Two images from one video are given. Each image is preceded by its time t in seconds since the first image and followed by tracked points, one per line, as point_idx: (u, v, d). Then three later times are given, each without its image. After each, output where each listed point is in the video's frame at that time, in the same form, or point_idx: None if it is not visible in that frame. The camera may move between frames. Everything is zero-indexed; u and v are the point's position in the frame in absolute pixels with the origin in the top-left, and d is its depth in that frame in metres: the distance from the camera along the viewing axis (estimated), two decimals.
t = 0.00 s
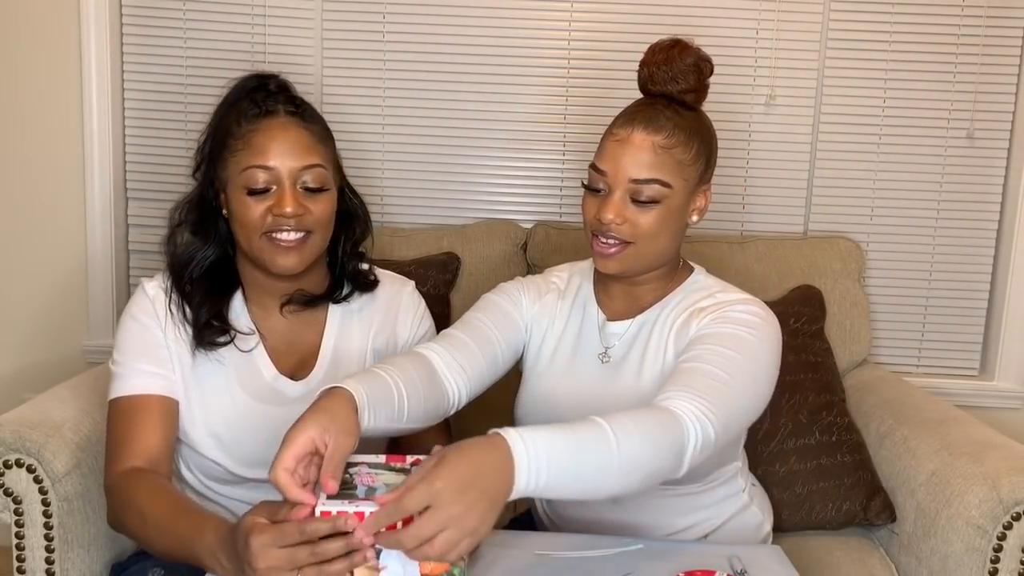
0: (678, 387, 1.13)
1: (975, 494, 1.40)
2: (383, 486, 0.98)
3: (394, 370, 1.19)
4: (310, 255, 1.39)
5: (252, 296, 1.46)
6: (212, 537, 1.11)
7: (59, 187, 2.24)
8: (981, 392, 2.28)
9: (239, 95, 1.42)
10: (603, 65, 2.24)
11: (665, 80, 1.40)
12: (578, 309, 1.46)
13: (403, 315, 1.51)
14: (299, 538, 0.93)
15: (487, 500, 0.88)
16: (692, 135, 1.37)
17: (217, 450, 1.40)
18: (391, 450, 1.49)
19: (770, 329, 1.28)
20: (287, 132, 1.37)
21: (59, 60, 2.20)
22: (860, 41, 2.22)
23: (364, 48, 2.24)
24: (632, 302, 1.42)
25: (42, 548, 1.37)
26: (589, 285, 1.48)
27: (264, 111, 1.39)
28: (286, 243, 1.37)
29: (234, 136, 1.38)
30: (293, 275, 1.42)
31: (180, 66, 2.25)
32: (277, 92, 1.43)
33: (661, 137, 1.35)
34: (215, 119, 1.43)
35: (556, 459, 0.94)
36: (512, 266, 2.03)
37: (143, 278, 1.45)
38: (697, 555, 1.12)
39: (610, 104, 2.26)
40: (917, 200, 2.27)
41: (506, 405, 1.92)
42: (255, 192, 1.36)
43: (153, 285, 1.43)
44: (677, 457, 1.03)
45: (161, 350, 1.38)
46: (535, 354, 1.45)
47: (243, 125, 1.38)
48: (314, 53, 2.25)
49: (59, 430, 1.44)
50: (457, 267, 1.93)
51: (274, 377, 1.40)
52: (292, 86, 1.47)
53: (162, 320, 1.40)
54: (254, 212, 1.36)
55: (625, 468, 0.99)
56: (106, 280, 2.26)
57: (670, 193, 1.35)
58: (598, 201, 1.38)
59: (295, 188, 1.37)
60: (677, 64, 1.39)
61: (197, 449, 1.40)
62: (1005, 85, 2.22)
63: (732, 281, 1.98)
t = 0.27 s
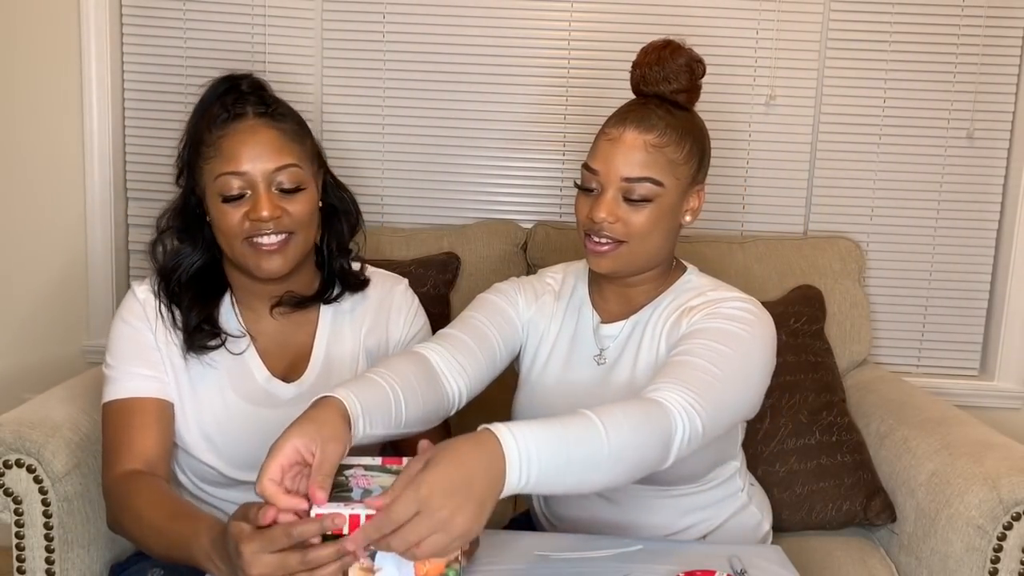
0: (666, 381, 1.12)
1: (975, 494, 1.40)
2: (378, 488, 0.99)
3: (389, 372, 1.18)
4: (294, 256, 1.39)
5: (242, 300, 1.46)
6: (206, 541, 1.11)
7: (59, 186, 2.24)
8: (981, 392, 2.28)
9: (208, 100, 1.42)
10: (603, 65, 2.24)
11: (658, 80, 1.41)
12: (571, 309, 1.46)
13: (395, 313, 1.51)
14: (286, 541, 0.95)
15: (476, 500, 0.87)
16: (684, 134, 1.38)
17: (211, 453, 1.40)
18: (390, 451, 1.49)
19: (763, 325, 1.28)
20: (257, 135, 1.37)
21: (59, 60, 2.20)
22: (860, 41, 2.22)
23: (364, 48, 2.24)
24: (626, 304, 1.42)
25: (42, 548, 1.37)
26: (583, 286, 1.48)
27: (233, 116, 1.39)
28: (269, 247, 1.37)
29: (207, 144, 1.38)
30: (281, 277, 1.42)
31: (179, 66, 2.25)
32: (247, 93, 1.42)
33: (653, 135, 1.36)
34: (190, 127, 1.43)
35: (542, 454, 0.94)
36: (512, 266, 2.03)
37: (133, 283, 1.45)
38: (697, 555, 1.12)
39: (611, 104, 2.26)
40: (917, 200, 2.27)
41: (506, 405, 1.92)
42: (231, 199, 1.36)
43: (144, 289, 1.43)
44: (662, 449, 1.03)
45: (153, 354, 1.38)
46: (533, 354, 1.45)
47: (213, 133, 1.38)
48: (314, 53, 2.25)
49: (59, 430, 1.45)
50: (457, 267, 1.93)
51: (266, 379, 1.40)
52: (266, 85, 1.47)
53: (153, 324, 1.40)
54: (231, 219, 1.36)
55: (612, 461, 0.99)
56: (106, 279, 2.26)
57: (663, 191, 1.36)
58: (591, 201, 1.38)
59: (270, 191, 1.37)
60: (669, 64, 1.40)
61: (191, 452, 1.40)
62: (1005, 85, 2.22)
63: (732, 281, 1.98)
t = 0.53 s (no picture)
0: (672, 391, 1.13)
1: (975, 494, 1.40)
2: (380, 487, 0.99)
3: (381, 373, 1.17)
4: (281, 258, 1.39)
5: (236, 302, 1.46)
6: (205, 540, 1.12)
7: (58, 186, 2.24)
8: (981, 392, 2.28)
9: (185, 106, 1.42)
10: (603, 65, 2.24)
11: (656, 79, 1.41)
12: (569, 310, 1.46)
13: (390, 311, 1.50)
14: (284, 546, 0.96)
15: (483, 508, 0.90)
16: (683, 133, 1.38)
17: (208, 454, 1.40)
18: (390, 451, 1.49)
19: (765, 330, 1.28)
20: (233, 140, 1.37)
21: (59, 60, 2.20)
22: (860, 42, 2.22)
23: (364, 48, 2.24)
24: (626, 305, 1.42)
25: (42, 548, 1.37)
26: (582, 286, 1.48)
27: (208, 121, 1.39)
28: (255, 251, 1.37)
29: (186, 153, 1.39)
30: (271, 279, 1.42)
31: (180, 66, 2.25)
32: (224, 96, 1.41)
33: (651, 134, 1.36)
34: (171, 134, 1.43)
35: (547, 466, 0.95)
36: (512, 266, 2.03)
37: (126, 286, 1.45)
38: (696, 555, 1.12)
39: (611, 104, 2.26)
40: (917, 200, 2.27)
41: (506, 405, 1.92)
42: (213, 206, 1.36)
43: (136, 291, 1.43)
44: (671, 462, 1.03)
45: (148, 355, 1.38)
46: (531, 354, 1.45)
47: (190, 140, 1.38)
48: (314, 53, 2.26)
49: (59, 430, 1.45)
50: (457, 267, 1.93)
51: (262, 380, 1.39)
52: (244, 84, 1.46)
53: (147, 325, 1.40)
54: (215, 226, 1.36)
55: (619, 474, 0.99)
56: (106, 279, 2.26)
57: (661, 190, 1.36)
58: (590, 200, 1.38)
59: (250, 194, 1.37)
60: (667, 63, 1.40)
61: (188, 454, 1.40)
62: (1005, 85, 2.22)
63: (732, 281, 1.98)
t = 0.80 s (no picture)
0: (674, 403, 1.14)
1: (975, 494, 1.40)
2: (384, 487, 0.99)
3: (375, 380, 1.19)
4: (276, 258, 1.39)
5: (233, 304, 1.46)
6: (204, 541, 1.12)
7: (58, 186, 2.24)
8: (981, 392, 2.28)
9: (177, 109, 1.42)
10: (603, 65, 2.24)
11: (651, 79, 1.42)
12: (568, 309, 1.46)
13: (389, 310, 1.50)
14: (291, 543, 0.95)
15: (494, 519, 0.93)
16: (678, 131, 1.38)
17: (207, 454, 1.40)
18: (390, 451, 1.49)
19: (767, 333, 1.28)
20: (225, 140, 1.37)
21: (59, 59, 2.20)
22: (860, 42, 2.22)
23: (364, 48, 2.24)
24: (626, 305, 1.42)
25: (42, 548, 1.37)
26: (582, 284, 1.48)
27: (200, 122, 1.39)
28: (250, 251, 1.37)
29: (179, 155, 1.39)
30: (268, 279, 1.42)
31: (180, 66, 2.25)
32: (216, 95, 1.41)
33: (645, 134, 1.36)
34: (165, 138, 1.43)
35: (551, 481, 0.97)
36: (512, 266, 2.03)
37: (124, 287, 1.44)
38: (696, 555, 1.12)
39: (611, 104, 2.26)
40: (917, 200, 2.27)
41: (506, 405, 1.92)
42: (207, 207, 1.36)
43: (134, 292, 1.43)
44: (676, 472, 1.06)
45: (147, 356, 1.38)
46: (530, 354, 1.46)
47: (183, 141, 1.38)
48: (314, 53, 2.26)
49: (60, 429, 1.45)
50: (457, 267, 1.93)
51: (260, 381, 1.39)
52: (236, 84, 1.45)
53: (145, 326, 1.40)
54: (210, 226, 1.36)
55: (624, 486, 1.01)
56: (106, 279, 2.26)
57: (657, 189, 1.35)
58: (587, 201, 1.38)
59: (243, 194, 1.37)
60: (661, 63, 1.40)
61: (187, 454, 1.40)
62: (1005, 85, 2.22)
63: (732, 281, 1.98)
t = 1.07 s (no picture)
0: (679, 391, 1.15)
1: (975, 494, 1.40)
2: (384, 484, 0.99)
3: (383, 376, 1.20)
4: (282, 256, 1.39)
5: (238, 303, 1.46)
6: (204, 541, 1.12)
7: (58, 186, 2.24)
8: (981, 392, 2.28)
9: (183, 108, 1.42)
10: (603, 65, 2.24)
11: (646, 79, 1.42)
12: (571, 304, 1.46)
13: (391, 310, 1.51)
14: (288, 540, 0.95)
15: (511, 517, 0.93)
16: (675, 129, 1.38)
17: (209, 454, 1.40)
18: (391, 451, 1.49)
19: (769, 325, 1.29)
20: (233, 137, 1.37)
21: (59, 60, 2.20)
22: (860, 42, 2.22)
23: (364, 48, 2.24)
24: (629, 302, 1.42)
25: (42, 548, 1.38)
26: (585, 280, 1.48)
27: (209, 120, 1.39)
28: (257, 248, 1.37)
29: (186, 152, 1.39)
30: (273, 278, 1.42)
31: (180, 66, 2.25)
32: (224, 95, 1.42)
33: (643, 132, 1.36)
34: (171, 136, 1.43)
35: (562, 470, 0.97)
36: (512, 266, 2.03)
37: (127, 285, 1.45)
38: (697, 555, 1.12)
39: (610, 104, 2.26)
40: (917, 200, 2.27)
41: (506, 405, 1.92)
42: (215, 203, 1.36)
43: (137, 290, 1.43)
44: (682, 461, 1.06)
45: (149, 355, 1.38)
46: (533, 350, 1.46)
47: (190, 139, 1.38)
48: (314, 53, 2.26)
49: (60, 429, 1.45)
50: (457, 267, 1.93)
51: (265, 381, 1.39)
52: (243, 85, 1.46)
53: (148, 324, 1.39)
54: (217, 223, 1.36)
55: (631, 474, 1.01)
56: (106, 280, 2.26)
57: (657, 186, 1.35)
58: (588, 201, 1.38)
59: (251, 191, 1.37)
60: (655, 63, 1.41)
61: (188, 453, 1.40)
62: (1005, 85, 2.22)
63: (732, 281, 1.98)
